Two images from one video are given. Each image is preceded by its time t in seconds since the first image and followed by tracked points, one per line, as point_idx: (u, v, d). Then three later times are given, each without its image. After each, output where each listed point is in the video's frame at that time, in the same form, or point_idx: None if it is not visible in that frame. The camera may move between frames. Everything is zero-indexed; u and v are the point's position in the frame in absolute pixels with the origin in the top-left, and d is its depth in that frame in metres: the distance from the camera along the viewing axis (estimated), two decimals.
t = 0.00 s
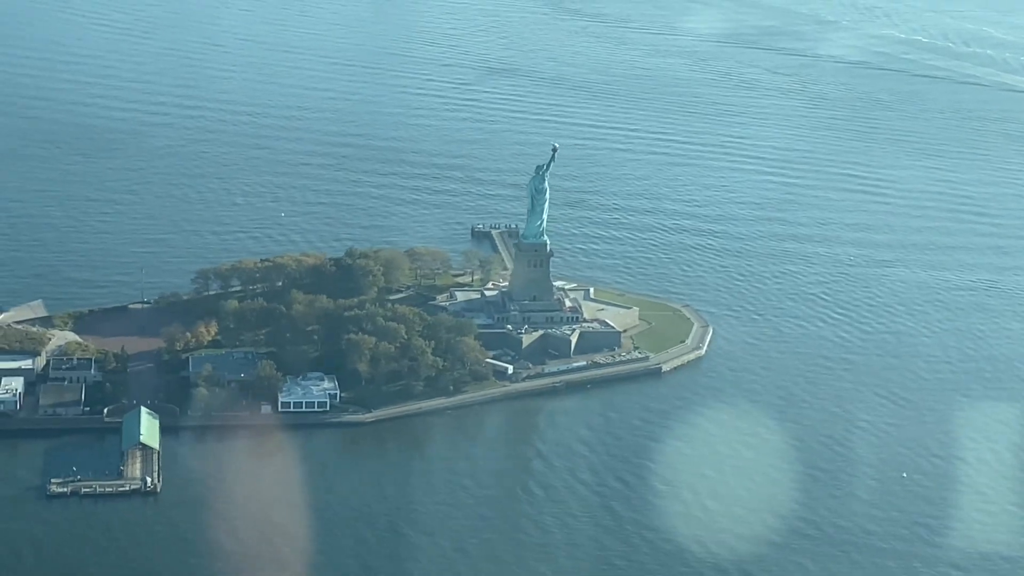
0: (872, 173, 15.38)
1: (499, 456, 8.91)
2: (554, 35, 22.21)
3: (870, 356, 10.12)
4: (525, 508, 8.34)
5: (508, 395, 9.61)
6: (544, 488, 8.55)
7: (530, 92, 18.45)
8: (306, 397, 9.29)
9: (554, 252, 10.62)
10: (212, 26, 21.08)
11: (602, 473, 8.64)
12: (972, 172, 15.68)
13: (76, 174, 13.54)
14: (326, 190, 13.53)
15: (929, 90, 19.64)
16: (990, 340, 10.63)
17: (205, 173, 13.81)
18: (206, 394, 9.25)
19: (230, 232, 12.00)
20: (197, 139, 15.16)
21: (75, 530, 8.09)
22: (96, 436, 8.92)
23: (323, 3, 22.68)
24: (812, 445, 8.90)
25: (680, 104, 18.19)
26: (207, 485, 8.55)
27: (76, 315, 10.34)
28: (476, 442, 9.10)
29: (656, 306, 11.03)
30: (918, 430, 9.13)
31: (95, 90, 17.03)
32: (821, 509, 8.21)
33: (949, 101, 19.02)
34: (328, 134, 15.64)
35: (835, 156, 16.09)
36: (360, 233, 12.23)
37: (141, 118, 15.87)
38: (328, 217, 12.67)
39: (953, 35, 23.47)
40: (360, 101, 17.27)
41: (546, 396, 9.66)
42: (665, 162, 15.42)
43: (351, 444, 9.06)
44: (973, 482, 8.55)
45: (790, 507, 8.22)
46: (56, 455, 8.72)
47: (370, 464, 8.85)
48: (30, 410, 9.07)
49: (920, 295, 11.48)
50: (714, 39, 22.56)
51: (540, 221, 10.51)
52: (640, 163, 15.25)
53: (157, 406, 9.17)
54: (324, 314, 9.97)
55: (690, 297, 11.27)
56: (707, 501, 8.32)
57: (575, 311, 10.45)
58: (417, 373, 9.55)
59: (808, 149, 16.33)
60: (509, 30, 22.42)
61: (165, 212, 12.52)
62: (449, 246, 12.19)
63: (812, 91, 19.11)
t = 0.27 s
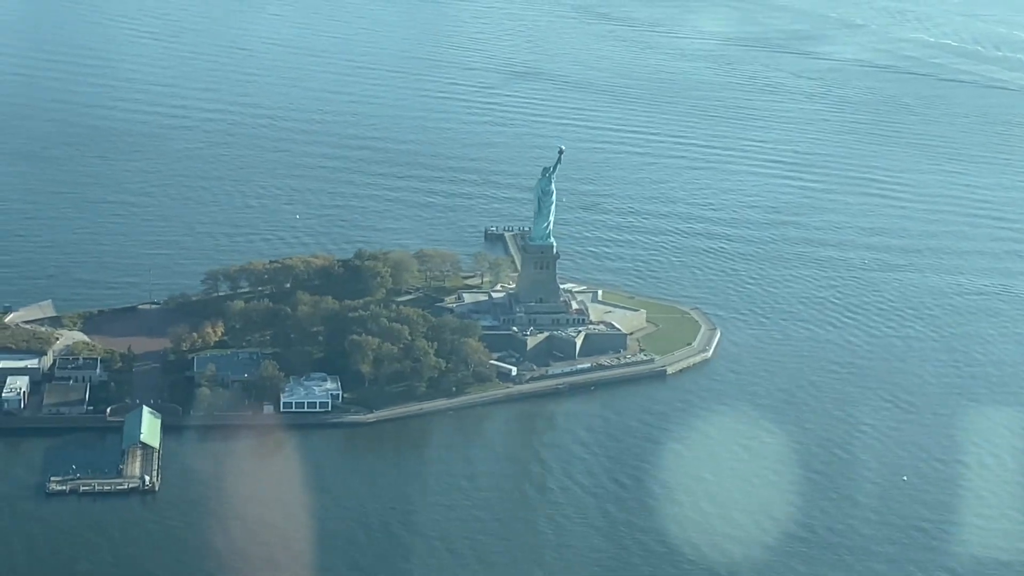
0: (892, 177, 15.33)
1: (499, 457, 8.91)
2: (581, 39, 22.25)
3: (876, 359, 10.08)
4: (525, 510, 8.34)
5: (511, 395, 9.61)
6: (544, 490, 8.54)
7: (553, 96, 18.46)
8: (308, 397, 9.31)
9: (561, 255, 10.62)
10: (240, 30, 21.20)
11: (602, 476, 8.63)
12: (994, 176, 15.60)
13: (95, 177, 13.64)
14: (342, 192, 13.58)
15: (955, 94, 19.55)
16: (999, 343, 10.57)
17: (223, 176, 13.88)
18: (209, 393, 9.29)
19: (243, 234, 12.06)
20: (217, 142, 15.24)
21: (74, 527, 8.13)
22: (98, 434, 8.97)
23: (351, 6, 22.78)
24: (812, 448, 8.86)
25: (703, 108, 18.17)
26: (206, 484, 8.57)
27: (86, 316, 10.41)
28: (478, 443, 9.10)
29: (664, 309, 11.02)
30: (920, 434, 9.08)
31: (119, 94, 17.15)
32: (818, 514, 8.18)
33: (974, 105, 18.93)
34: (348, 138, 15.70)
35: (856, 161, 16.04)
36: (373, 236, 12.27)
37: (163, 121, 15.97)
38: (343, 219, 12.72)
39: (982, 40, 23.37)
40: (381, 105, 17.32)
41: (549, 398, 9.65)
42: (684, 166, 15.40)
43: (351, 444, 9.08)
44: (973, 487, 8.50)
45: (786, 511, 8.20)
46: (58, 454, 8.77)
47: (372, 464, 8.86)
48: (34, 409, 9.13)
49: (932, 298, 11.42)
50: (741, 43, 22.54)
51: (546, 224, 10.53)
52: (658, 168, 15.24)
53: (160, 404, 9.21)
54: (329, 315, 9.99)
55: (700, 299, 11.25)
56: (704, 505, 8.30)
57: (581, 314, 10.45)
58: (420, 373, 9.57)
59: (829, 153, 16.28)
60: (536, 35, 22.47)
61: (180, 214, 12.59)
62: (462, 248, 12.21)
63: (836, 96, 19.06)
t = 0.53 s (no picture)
0: (914, 179, 15.26)
1: (501, 456, 8.91)
2: (609, 42, 22.25)
3: (884, 361, 10.03)
4: (526, 511, 8.32)
5: (516, 395, 9.62)
6: (546, 491, 8.52)
7: (578, 98, 18.47)
8: (313, 396, 9.35)
9: (570, 255, 10.62)
10: (268, 32, 21.32)
11: (604, 478, 8.61)
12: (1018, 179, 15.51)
13: (115, 177, 13.73)
14: (360, 193, 13.62)
15: (983, 96, 19.45)
16: (1012, 346, 10.51)
17: (243, 176, 13.95)
18: (214, 392, 9.33)
19: (257, 234, 12.11)
20: (239, 144, 15.32)
21: (74, 520, 8.17)
22: (103, 432, 9.03)
23: (379, 9, 22.86)
24: (814, 450, 8.83)
25: (728, 110, 18.14)
26: (207, 479, 8.60)
27: (97, 315, 10.48)
28: (482, 443, 9.10)
29: (674, 310, 11.01)
30: (924, 437, 9.04)
31: (145, 96, 17.26)
32: (816, 516, 8.15)
33: (1003, 107, 18.83)
34: (370, 139, 15.75)
35: (878, 163, 15.98)
36: (387, 237, 12.30)
37: (187, 123, 16.06)
38: (359, 220, 12.76)
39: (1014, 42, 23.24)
40: (405, 106, 17.37)
41: (554, 398, 9.65)
42: (705, 168, 15.37)
43: (354, 442, 9.10)
44: (974, 490, 8.45)
45: (784, 514, 8.17)
46: (62, 452, 8.82)
47: (375, 463, 8.86)
48: (41, 407, 9.21)
49: (946, 300, 11.37)
50: (769, 45, 22.49)
51: (555, 224, 10.53)
52: (679, 170, 15.23)
53: (165, 402, 9.27)
54: (336, 315, 10.02)
55: (712, 301, 11.24)
56: (702, 506, 8.28)
57: (589, 314, 10.45)
58: (424, 373, 9.58)
59: (852, 156, 16.23)
60: (565, 37, 22.48)
61: (197, 213, 12.66)
62: (476, 249, 12.23)
63: (863, 98, 18.99)
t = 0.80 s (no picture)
0: (938, 181, 15.19)
1: (504, 455, 8.91)
2: (639, 43, 22.25)
3: (893, 363, 9.98)
4: (528, 511, 8.31)
5: (522, 395, 9.62)
6: (548, 490, 8.51)
7: (604, 99, 18.47)
8: (319, 395, 9.38)
9: (581, 255, 10.61)
10: (298, 34, 21.41)
11: (605, 478, 8.60)
12: None
13: (137, 176, 13.82)
14: (380, 193, 13.67)
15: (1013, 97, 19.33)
16: None
17: (264, 176, 14.02)
18: (220, 391, 9.37)
19: (272, 234, 12.16)
20: (263, 144, 15.39)
21: (76, 518, 8.22)
22: (109, 429, 9.08)
23: (410, 11, 22.92)
24: (817, 451, 8.79)
25: (754, 111, 18.09)
26: (210, 477, 8.63)
27: (109, 314, 10.55)
28: (487, 442, 9.09)
29: (686, 312, 10.98)
30: (930, 438, 8.99)
31: (172, 97, 17.35)
32: (814, 517, 8.11)
33: None
34: (393, 139, 15.79)
35: (903, 165, 15.91)
36: (402, 236, 12.33)
37: (212, 123, 16.14)
38: (376, 220, 12.80)
39: None
40: (430, 107, 17.41)
41: (561, 398, 9.65)
42: (727, 170, 15.34)
43: (358, 440, 9.12)
44: (976, 492, 8.40)
45: (784, 514, 8.14)
46: (68, 449, 8.88)
47: (380, 462, 8.87)
48: (49, 404, 9.27)
49: (961, 302, 11.31)
50: (800, 46, 22.44)
51: (565, 223, 10.52)
52: (700, 171, 15.21)
53: (172, 400, 9.31)
54: (345, 314, 10.04)
55: (725, 301, 11.21)
56: (701, 503, 8.26)
57: (599, 314, 10.45)
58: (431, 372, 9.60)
59: (877, 157, 16.16)
60: (595, 38, 22.50)
61: (215, 213, 12.73)
62: (491, 249, 12.25)
63: (891, 99, 18.92)
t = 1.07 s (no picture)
0: (963, 183, 15.11)
1: (507, 455, 8.91)
2: (670, 44, 22.26)
3: (904, 366, 9.94)
4: (529, 510, 8.30)
5: (530, 395, 9.62)
6: (550, 489, 8.50)
7: (631, 101, 18.48)
8: (326, 393, 9.42)
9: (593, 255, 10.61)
10: (329, 37, 21.53)
11: (607, 477, 8.60)
12: None
13: (159, 176, 13.92)
14: (400, 194, 13.71)
15: None
16: None
17: (286, 176, 14.10)
18: (228, 389, 9.41)
19: (290, 234, 12.22)
20: (287, 144, 15.47)
21: (79, 513, 8.29)
22: (116, 426, 9.16)
23: (441, 14, 23.00)
24: (822, 452, 8.76)
25: (782, 112, 18.05)
26: (214, 476, 8.67)
27: (124, 312, 10.62)
28: (493, 442, 9.10)
29: (699, 312, 10.96)
30: (936, 440, 8.94)
31: (200, 99, 17.47)
32: (814, 518, 8.08)
33: None
34: (418, 140, 15.84)
35: (928, 166, 15.84)
36: (419, 237, 12.36)
37: (237, 125, 16.23)
38: (394, 220, 12.85)
39: None
40: (456, 109, 17.45)
41: (568, 398, 9.65)
42: (750, 171, 15.31)
43: (364, 439, 9.15)
44: (979, 495, 8.35)
45: (784, 514, 8.12)
46: (75, 445, 8.95)
47: (385, 461, 8.89)
48: (58, 401, 9.34)
49: (977, 304, 11.25)
50: (832, 48, 22.39)
51: (576, 223, 10.52)
52: (723, 172, 15.18)
53: (180, 397, 9.37)
54: (355, 313, 10.07)
55: (739, 302, 11.18)
56: (701, 503, 8.24)
57: (610, 314, 10.44)
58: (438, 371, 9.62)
59: (903, 159, 16.10)
60: (626, 40, 22.52)
61: (235, 213, 12.81)
62: (508, 249, 12.27)
63: (921, 100, 18.84)
